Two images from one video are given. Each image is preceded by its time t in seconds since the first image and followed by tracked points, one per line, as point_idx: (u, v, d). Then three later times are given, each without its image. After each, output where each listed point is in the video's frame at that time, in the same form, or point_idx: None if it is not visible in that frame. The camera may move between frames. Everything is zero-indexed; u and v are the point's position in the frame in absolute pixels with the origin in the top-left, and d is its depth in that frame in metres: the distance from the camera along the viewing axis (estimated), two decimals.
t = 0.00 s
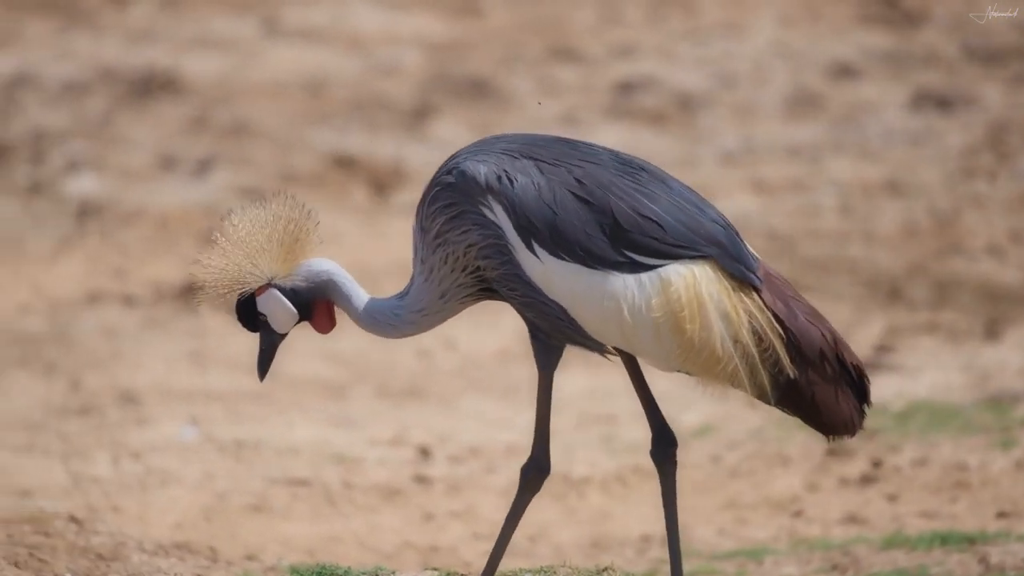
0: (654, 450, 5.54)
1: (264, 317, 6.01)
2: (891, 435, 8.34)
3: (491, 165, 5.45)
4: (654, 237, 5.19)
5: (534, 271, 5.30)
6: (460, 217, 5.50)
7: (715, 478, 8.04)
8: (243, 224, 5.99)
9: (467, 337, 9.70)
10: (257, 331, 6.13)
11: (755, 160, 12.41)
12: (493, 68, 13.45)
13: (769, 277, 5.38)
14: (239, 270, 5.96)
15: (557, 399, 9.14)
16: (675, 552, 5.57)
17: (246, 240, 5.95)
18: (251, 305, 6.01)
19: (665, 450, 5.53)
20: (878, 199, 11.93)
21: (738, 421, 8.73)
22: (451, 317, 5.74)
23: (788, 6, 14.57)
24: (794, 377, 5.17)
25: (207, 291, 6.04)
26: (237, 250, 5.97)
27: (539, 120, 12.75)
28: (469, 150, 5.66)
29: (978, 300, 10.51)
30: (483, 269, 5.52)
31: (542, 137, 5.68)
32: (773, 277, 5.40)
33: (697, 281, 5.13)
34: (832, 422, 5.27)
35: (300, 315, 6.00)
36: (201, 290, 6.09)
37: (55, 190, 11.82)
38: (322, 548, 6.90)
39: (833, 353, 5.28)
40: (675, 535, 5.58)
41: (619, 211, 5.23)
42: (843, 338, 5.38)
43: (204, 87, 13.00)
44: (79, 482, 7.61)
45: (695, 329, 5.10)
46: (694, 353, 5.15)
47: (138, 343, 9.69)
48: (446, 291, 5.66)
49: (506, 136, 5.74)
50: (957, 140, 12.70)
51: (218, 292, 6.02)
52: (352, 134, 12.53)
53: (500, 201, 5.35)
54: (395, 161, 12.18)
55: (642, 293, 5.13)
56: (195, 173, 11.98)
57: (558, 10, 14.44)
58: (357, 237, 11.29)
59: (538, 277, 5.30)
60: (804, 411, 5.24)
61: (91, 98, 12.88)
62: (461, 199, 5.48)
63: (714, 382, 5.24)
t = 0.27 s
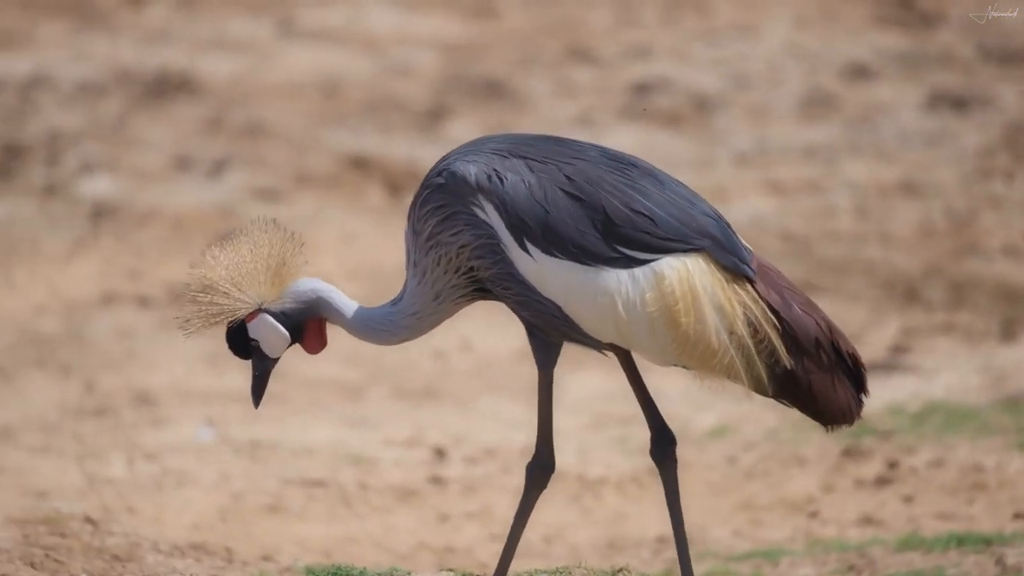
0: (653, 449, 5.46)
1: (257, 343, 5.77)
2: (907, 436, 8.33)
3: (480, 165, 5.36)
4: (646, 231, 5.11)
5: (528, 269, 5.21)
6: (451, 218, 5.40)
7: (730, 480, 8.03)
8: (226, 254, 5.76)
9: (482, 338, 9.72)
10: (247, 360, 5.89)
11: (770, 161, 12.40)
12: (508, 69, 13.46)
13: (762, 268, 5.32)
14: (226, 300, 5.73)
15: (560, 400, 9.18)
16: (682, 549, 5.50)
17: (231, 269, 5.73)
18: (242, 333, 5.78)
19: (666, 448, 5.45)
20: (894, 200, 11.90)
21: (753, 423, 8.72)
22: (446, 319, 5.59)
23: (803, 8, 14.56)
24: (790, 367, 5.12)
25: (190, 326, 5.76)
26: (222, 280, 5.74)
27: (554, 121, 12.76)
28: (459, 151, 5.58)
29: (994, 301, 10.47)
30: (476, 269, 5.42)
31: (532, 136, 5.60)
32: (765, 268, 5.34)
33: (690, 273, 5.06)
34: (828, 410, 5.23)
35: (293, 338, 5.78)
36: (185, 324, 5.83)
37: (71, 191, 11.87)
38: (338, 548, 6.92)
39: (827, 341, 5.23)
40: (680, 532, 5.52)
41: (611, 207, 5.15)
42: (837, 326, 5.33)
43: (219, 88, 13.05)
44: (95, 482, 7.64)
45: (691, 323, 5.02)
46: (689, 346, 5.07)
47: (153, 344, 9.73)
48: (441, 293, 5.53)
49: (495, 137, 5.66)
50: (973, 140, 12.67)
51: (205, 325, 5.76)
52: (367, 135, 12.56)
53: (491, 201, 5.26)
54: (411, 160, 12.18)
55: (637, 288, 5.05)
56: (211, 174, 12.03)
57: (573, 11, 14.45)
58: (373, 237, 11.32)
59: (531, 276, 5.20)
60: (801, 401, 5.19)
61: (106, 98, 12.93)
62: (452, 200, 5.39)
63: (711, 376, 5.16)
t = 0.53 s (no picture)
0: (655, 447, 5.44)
1: (255, 366, 5.74)
2: (921, 437, 8.30)
3: (475, 164, 5.37)
4: (641, 228, 5.11)
5: (524, 268, 5.21)
6: (446, 218, 5.41)
7: (743, 480, 8.02)
8: (213, 281, 5.74)
9: (496, 337, 9.71)
10: (247, 383, 5.85)
11: (783, 161, 12.38)
12: (522, 69, 13.46)
13: (759, 262, 5.30)
14: (219, 326, 5.69)
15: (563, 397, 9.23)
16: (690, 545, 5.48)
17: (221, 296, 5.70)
18: (239, 357, 5.74)
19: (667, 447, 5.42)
20: (908, 200, 11.88)
21: (766, 423, 8.71)
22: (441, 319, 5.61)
23: (817, 8, 14.54)
24: (788, 361, 5.10)
25: (186, 355, 5.71)
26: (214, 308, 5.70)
27: (568, 122, 12.76)
28: (454, 151, 5.59)
29: (1009, 301, 10.44)
30: (473, 269, 5.43)
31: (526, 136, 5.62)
32: (761, 262, 5.32)
33: (687, 269, 5.04)
34: (827, 404, 5.21)
35: (291, 357, 5.75)
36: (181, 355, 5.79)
37: (85, 192, 11.90)
38: (352, 549, 6.93)
39: (825, 335, 5.21)
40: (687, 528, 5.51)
41: (606, 205, 5.15)
42: (834, 320, 5.31)
43: (233, 89, 13.07)
44: (109, 483, 7.66)
45: (688, 318, 5.01)
46: (687, 342, 5.05)
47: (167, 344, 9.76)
48: (435, 293, 5.56)
49: (490, 137, 5.66)
50: (987, 140, 12.64)
51: (201, 353, 5.72)
52: (380, 135, 12.57)
53: (486, 200, 5.27)
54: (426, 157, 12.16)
55: (633, 285, 5.04)
56: (225, 175, 12.07)
57: (586, 12, 14.45)
58: (386, 237, 11.33)
59: (528, 275, 5.21)
60: (800, 394, 5.17)
61: (120, 99, 12.96)
62: (446, 200, 5.40)
63: (709, 372, 5.14)
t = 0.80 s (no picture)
0: (659, 445, 5.51)
1: (257, 393, 5.76)
2: (938, 437, 8.26)
3: (470, 164, 5.43)
4: (638, 224, 5.20)
5: (522, 267, 5.29)
6: (443, 218, 5.47)
7: (759, 480, 7.99)
8: (207, 315, 5.78)
9: (512, 338, 9.71)
10: (251, 411, 5.87)
11: (799, 161, 12.34)
12: (538, 69, 13.45)
13: (756, 258, 5.39)
14: (219, 355, 5.72)
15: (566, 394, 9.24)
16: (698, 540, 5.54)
17: (217, 327, 5.74)
18: (241, 385, 5.77)
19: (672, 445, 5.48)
20: (925, 200, 11.83)
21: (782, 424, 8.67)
22: (435, 318, 5.66)
23: (833, 9, 14.50)
24: (787, 355, 5.18)
25: (187, 386, 5.76)
26: (211, 339, 5.74)
27: (584, 122, 12.74)
28: (448, 150, 5.63)
29: None
30: (468, 268, 5.49)
31: (519, 133, 5.67)
32: (759, 257, 5.41)
33: (684, 265, 5.14)
34: (828, 398, 5.28)
35: (292, 381, 5.77)
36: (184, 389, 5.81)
37: (101, 192, 11.91)
38: (368, 549, 6.91)
39: (825, 329, 5.29)
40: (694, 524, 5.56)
41: (603, 202, 5.24)
42: (833, 314, 5.39)
43: (249, 91, 13.09)
44: (125, 483, 7.66)
45: (686, 314, 5.10)
46: (685, 338, 5.14)
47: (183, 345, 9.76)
48: (429, 293, 5.59)
49: (483, 135, 5.72)
50: (1004, 141, 12.58)
51: (202, 384, 5.76)
52: (396, 136, 12.56)
53: (483, 199, 5.34)
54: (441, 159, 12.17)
55: (631, 282, 5.13)
56: (241, 175, 12.08)
57: (602, 12, 14.42)
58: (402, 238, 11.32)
59: (526, 274, 5.28)
60: (800, 389, 5.24)
61: (136, 100, 12.98)
62: (442, 200, 5.45)
63: (708, 368, 5.23)
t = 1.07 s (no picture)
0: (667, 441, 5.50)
1: (265, 424, 5.82)
2: (954, 438, 8.22)
3: (468, 164, 5.49)
4: (636, 220, 5.24)
5: (522, 266, 5.32)
6: (442, 219, 5.53)
7: (775, 481, 7.96)
8: (210, 350, 5.82)
9: (527, 338, 9.71)
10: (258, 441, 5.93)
11: (816, 161, 12.31)
12: (554, 69, 13.43)
13: (755, 252, 5.41)
14: (226, 387, 5.77)
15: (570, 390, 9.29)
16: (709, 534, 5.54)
17: (221, 361, 5.78)
18: (249, 416, 5.82)
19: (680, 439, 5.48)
20: (941, 200, 11.79)
21: (797, 424, 8.65)
22: (435, 317, 5.72)
23: (849, 8, 14.45)
24: (788, 347, 5.19)
25: (195, 421, 5.77)
26: (216, 374, 5.77)
27: (599, 122, 12.73)
28: (445, 152, 5.71)
29: None
30: (469, 268, 5.54)
31: (516, 134, 5.74)
32: (759, 252, 5.43)
33: (684, 260, 5.16)
34: (830, 389, 5.29)
35: (298, 408, 5.85)
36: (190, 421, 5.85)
37: (117, 192, 11.94)
38: (383, 549, 6.91)
39: (825, 321, 5.30)
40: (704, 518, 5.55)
41: (601, 199, 5.29)
42: (833, 306, 5.40)
43: (265, 91, 13.11)
44: (141, 483, 7.67)
45: (687, 309, 5.12)
46: (687, 333, 5.16)
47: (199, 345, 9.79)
48: (426, 294, 5.67)
49: (480, 137, 5.79)
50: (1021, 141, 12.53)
51: (209, 417, 5.78)
52: (412, 136, 12.56)
53: (482, 198, 5.39)
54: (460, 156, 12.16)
55: (631, 278, 5.16)
56: (257, 175, 12.09)
57: (618, 12, 14.40)
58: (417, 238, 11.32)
59: (526, 272, 5.32)
60: (802, 381, 5.26)
61: (152, 100, 13.00)
62: (441, 201, 5.52)
63: (711, 362, 5.25)
